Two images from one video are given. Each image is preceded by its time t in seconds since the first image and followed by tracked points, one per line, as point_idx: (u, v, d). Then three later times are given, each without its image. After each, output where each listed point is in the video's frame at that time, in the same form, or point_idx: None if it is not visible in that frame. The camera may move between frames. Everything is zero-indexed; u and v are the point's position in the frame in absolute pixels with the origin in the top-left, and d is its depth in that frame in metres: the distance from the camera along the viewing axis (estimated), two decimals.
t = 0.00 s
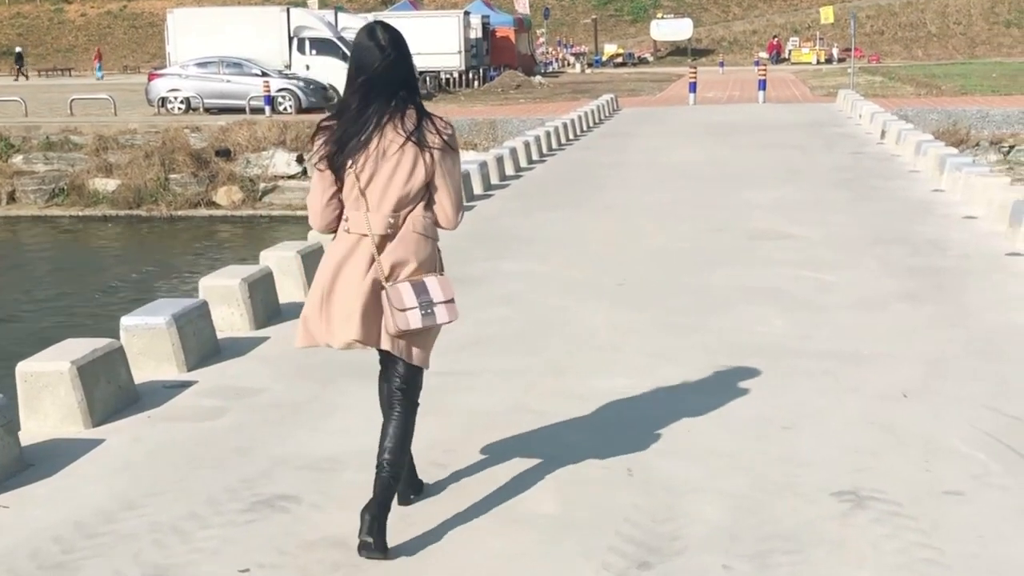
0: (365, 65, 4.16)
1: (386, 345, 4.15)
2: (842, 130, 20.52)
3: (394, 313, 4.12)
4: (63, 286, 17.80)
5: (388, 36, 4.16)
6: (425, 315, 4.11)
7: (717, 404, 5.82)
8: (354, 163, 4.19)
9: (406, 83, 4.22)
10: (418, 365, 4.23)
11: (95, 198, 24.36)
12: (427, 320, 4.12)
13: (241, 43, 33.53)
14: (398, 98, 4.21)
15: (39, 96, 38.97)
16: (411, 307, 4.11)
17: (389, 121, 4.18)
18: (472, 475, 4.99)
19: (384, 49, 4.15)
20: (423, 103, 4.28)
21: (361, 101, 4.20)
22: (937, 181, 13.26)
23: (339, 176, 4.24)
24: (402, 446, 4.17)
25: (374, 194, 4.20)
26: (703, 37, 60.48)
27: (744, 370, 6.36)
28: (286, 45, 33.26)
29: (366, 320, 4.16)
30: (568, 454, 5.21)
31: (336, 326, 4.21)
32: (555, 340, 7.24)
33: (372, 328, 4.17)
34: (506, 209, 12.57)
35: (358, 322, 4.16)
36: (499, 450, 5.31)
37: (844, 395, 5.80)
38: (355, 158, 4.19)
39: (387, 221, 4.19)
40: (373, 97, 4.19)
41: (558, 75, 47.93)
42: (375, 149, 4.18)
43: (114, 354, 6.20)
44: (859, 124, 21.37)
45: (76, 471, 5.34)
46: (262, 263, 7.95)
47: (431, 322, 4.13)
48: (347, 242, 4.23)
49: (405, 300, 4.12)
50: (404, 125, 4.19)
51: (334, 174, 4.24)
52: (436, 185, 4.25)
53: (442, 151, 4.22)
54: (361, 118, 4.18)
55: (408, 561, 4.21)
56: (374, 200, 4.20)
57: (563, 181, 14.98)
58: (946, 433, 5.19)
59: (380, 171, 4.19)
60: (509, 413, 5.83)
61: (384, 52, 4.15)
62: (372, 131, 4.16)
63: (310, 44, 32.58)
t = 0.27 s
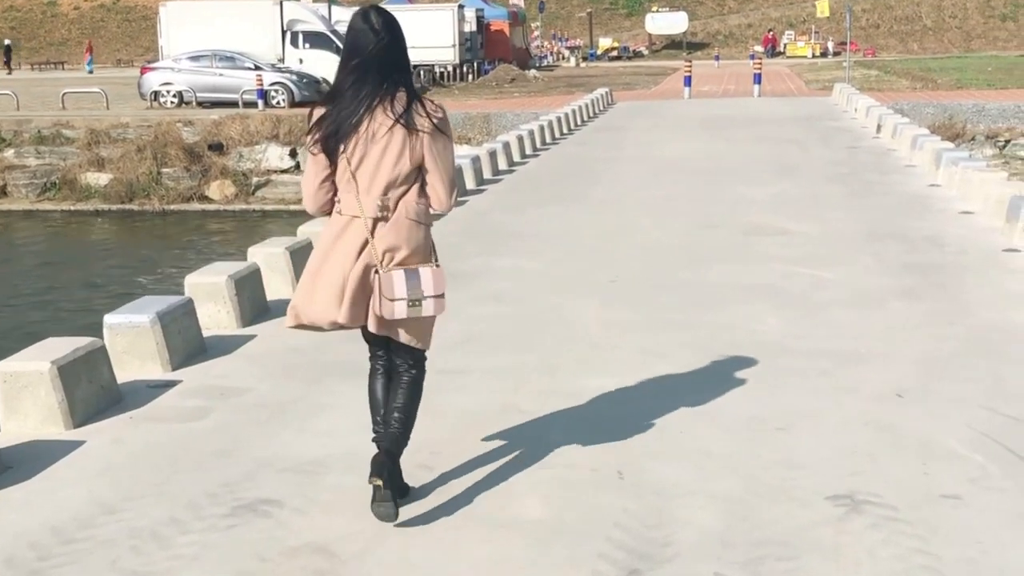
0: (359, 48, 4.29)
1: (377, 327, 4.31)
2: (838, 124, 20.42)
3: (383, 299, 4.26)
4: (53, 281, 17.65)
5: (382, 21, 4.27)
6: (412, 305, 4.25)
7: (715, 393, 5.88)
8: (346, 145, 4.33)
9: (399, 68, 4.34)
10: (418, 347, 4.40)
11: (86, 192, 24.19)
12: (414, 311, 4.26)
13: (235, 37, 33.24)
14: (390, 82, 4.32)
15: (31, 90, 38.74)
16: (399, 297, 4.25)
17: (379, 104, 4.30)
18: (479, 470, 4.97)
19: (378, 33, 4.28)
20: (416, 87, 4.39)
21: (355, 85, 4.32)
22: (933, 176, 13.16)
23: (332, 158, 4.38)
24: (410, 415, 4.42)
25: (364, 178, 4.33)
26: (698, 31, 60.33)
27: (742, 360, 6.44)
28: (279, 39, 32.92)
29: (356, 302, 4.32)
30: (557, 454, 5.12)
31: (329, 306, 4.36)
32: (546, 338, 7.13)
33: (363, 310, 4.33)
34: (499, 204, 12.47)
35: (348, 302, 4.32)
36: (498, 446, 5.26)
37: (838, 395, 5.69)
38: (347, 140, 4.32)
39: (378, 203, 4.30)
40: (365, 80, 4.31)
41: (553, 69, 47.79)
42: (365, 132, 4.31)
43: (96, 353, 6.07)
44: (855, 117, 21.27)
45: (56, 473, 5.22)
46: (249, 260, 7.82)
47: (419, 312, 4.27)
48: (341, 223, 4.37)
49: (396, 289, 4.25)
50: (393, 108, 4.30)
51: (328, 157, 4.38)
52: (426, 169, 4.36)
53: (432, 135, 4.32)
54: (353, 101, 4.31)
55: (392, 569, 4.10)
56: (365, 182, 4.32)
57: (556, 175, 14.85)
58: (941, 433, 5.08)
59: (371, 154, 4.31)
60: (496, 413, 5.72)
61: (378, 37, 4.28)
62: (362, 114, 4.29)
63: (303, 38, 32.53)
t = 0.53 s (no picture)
0: (354, 36, 4.23)
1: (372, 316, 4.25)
2: (835, 120, 20.35)
3: (380, 284, 4.22)
4: (46, 279, 17.54)
5: (380, 11, 4.23)
6: (408, 291, 4.22)
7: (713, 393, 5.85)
8: (340, 133, 4.29)
9: (395, 57, 4.29)
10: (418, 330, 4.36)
11: (81, 188, 24.09)
12: (409, 297, 4.22)
13: (231, 33, 33.21)
14: (386, 71, 4.27)
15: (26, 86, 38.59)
16: (396, 283, 4.22)
17: (374, 93, 4.25)
18: (471, 466, 4.99)
19: (376, 22, 4.23)
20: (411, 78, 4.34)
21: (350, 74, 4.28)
22: (931, 174, 13.08)
23: (327, 146, 4.34)
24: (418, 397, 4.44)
25: (357, 166, 4.29)
26: (696, 26, 60.22)
27: (742, 356, 6.47)
28: (275, 36, 32.93)
29: (351, 291, 4.23)
30: (549, 460, 5.02)
31: (321, 295, 4.30)
32: (540, 340, 7.04)
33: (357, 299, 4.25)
34: (494, 202, 12.38)
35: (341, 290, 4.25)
36: (491, 446, 5.23)
37: (835, 399, 5.60)
38: (341, 128, 4.28)
39: (371, 192, 4.26)
40: (360, 68, 4.26)
41: (549, 65, 47.68)
42: (359, 120, 4.26)
43: (83, 356, 5.98)
44: (852, 114, 21.19)
45: (40, 480, 5.13)
46: (240, 260, 7.72)
47: (414, 300, 4.24)
48: (334, 212, 4.33)
49: (393, 274, 4.22)
50: (388, 97, 4.25)
51: (322, 145, 4.34)
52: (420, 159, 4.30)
53: (426, 125, 4.26)
54: (348, 90, 4.27)
55: None
56: (358, 170, 4.28)
57: (551, 173, 14.75)
58: (940, 438, 4.99)
59: (365, 142, 4.28)
60: (487, 418, 5.62)
61: (376, 26, 4.22)
62: (356, 103, 4.25)
63: (299, 33, 32.39)
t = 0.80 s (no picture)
0: (353, 39, 4.27)
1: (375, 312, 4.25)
2: (833, 119, 20.30)
3: (384, 277, 4.24)
4: (40, 277, 17.45)
5: (380, 13, 4.27)
6: (411, 284, 4.28)
7: (706, 391, 5.88)
8: (338, 133, 4.32)
9: (393, 58, 4.32)
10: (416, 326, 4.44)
11: (78, 186, 24.01)
12: (412, 290, 4.28)
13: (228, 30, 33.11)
14: (384, 72, 4.31)
15: (23, 83, 38.48)
16: (398, 277, 4.26)
17: (372, 93, 4.28)
18: (472, 466, 5.00)
19: (374, 25, 4.26)
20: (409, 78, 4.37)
21: (348, 75, 4.31)
22: (929, 173, 13.02)
23: (325, 146, 4.37)
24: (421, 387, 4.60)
25: (355, 165, 4.31)
26: (693, 24, 60.18)
27: (738, 353, 6.50)
28: (272, 33, 32.80)
29: (351, 289, 4.23)
30: (544, 464, 4.97)
31: (320, 294, 4.30)
32: (535, 342, 6.98)
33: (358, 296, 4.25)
34: (491, 202, 12.32)
35: (341, 288, 4.25)
36: (492, 446, 5.24)
37: (833, 403, 5.54)
38: (340, 129, 4.31)
39: (370, 191, 4.28)
40: (358, 70, 4.29)
41: (546, 63, 47.59)
42: (356, 121, 4.29)
43: (73, 360, 5.90)
44: (849, 112, 21.15)
45: (28, 486, 5.07)
46: (233, 261, 7.65)
47: (416, 293, 4.30)
48: (332, 212, 4.34)
49: (395, 267, 4.27)
50: (386, 97, 4.28)
51: (320, 145, 4.37)
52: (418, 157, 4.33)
53: (423, 124, 4.28)
54: (346, 90, 4.30)
55: None
56: (357, 169, 4.30)
57: (549, 172, 14.69)
58: (938, 444, 4.94)
59: (363, 142, 4.30)
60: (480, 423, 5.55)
61: (375, 28, 4.27)
62: (354, 103, 4.28)
63: (296, 31, 32.32)
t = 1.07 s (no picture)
0: (350, 44, 4.32)
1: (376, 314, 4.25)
2: (827, 117, 20.24)
3: (386, 278, 4.23)
4: (30, 275, 17.32)
5: (378, 19, 4.32)
6: (412, 285, 4.25)
7: (695, 389, 5.90)
8: (336, 138, 4.36)
9: (390, 65, 4.37)
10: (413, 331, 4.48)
11: (69, 184, 23.87)
12: (414, 291, 4.26)
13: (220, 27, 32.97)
14: (381, 78, 4.35)
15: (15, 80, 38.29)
16: (401, 276, 4.24)
17: (369, 99, 4.32)
18: (464, 465, 4.97)
19: (372, 31, 4.32)
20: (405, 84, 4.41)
21: (344, 81, 4.35)
22: (924, 172, 12.96)
23: (323, 153, 4.40)
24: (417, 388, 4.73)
25: (354, 170, 4.34)
26: (687, 22, 60.13)
27: (729, 351, 6.51)
28: (264, 29, 32.62)
29: (353, 292, 4.26)
30: (536, 469, 4.89)
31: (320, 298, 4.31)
32: (528, 343, 6.90)
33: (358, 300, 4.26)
34: (483, 201, 12.24)
35: (340, 293, 4.27)
36: (479, 445, 5.22)
37: (830, 406, 5.47)
38: (338, 135, 4.35)
39: (369, 197, 4.31)
40: (355, 76, 4.33)
41: (540, 60, 47.48)
42: (353, 126, 4.34)
43: (57, 362, 5.80)
44: (844, 110, 21.10)
45: (10, 492, 4.97)
46: (221, 261, 7.55)
47: (418, 295, 4.27)
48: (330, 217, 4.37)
49: (397, 267, 4.25)
50: (384, 103, 4.32)
51: (319, 151, 4.40)
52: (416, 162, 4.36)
53: (420, 128, 4.31)
54: (344, 96, 4.34)
55: None
56: (355, 174, 4.33)
57: (542, 170, 14.61)
58: (936, 448, 4.87)
59: (361, 147, 4.33)
60: (471, 427, 5.46)
61: (372, 34, 4.32)
62: (353, 109, 4.32)
63: (288, 28, 32.16)
